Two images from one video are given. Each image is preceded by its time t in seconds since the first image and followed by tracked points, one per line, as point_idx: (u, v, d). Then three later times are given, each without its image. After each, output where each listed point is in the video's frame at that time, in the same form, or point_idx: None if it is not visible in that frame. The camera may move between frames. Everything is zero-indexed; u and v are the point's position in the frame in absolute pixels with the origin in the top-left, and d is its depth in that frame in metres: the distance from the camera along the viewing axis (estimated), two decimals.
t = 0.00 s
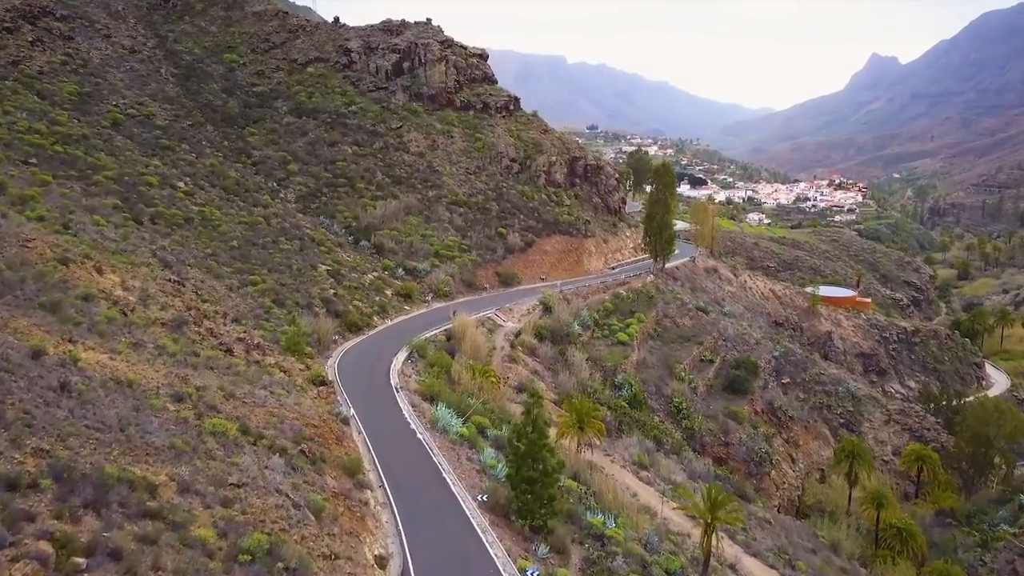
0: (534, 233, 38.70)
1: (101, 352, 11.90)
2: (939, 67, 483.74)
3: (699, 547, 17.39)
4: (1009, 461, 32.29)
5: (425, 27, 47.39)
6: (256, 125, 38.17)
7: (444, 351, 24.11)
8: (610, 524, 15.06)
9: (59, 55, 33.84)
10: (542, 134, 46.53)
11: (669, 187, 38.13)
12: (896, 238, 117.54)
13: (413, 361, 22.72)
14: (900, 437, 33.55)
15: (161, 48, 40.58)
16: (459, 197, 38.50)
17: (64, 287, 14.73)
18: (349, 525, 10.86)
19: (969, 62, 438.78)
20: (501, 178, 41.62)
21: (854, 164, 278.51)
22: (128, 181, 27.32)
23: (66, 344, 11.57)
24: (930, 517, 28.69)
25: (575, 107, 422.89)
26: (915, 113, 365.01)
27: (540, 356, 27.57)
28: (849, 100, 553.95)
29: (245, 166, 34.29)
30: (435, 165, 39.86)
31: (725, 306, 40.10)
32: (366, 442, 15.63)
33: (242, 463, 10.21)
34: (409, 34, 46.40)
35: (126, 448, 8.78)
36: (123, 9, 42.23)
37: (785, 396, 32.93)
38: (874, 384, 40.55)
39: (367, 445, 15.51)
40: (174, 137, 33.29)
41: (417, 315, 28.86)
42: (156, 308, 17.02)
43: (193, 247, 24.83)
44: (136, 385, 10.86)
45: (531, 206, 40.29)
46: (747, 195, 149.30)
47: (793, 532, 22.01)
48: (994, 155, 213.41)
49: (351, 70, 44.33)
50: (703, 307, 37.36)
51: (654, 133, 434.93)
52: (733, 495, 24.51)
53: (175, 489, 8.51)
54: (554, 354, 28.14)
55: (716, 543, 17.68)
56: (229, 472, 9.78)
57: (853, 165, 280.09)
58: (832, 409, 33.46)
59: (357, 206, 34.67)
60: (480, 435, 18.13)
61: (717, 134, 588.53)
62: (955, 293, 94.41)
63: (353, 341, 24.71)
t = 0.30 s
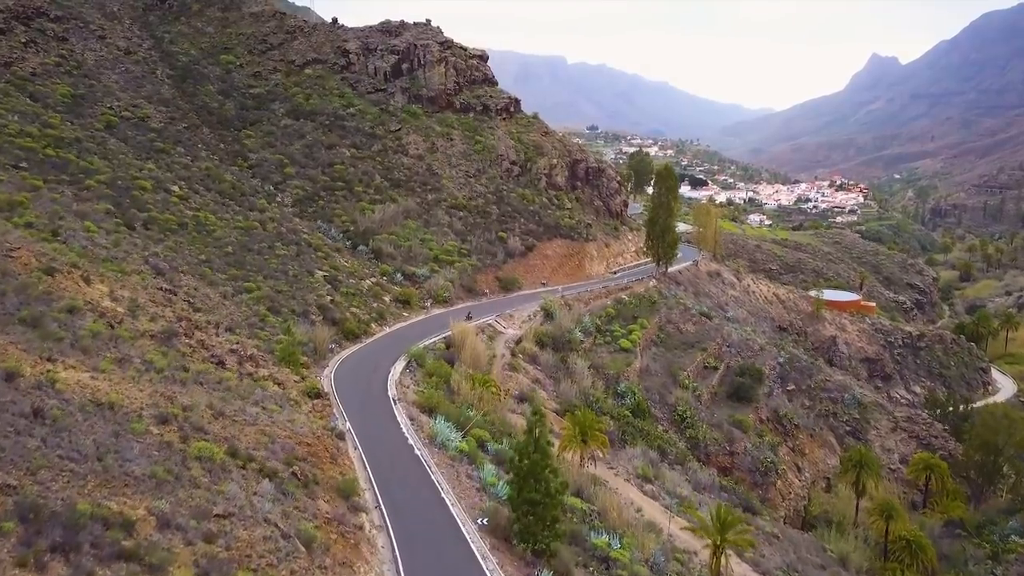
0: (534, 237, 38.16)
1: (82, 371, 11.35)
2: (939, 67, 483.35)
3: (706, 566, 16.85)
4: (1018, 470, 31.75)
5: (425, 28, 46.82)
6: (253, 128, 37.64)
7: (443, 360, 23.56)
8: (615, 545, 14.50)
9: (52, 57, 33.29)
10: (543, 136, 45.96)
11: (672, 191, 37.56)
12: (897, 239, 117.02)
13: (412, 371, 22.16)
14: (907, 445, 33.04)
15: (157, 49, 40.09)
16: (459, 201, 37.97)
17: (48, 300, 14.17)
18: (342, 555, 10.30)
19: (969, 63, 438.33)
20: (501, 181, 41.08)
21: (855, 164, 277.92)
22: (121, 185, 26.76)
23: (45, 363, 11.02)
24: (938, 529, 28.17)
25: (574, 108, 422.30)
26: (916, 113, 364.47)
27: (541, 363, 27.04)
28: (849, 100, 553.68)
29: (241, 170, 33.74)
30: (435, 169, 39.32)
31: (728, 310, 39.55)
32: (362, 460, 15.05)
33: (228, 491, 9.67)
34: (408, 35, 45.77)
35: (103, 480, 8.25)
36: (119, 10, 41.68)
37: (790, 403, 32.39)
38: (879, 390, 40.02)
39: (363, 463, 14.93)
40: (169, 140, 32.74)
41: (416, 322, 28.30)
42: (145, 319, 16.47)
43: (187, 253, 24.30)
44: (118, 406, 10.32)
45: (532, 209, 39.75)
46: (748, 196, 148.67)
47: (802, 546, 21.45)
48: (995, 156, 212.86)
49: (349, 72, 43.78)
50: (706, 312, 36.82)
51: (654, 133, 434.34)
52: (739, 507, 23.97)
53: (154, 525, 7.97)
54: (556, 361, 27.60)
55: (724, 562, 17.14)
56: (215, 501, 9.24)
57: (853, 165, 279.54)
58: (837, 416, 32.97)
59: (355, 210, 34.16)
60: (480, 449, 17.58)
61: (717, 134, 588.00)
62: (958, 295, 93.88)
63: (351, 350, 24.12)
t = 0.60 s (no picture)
0: (535, 241, 37.61)
1: (62, 394, 10.81)
2: (940, 66, 482.77)
3: None
4: None
5: (424, 29, 46.25)
6: (250, 131, 37.09)
7: (442, 369, 23.00)
8: (620, 568, 13.91)
9: (46, 59, 32.73)
10: (544, 138, 45.37)
11: (674, 195, 37.00)
12: (899, 240, 116.46)
13: (410, 381, 21.60)
14: (913, 454, 32.52)
15: (153, 50, 39.55)
16: (459, 205, 37.43)
17: (30, 314, 13.62)
18: None
19: (970, 63, 437.81)
20: (501, 185, 40.54)
21: (856, 165, 277.32)
22: (114, 190, 26.20)
23: (22, 385, 10.47)
24: (947, 540, 27.64)
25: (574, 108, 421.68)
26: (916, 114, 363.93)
27: (542, 372, 26.49)
28: (849, 100, 553.17)
29: (237, 173, 33.21)
30: (434, 172, 38.77)
31: (732, 316, 39.00)
32: (358, 478, 14.46)
33: (213, 523, 9.12)
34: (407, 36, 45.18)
35: (76, 518, 7.71)
36: (114, 11, 41.11)
37: (795, 411, 31.84)
38: (885, 396, 39.47)
39: (359, 482, 14.35)
40: (164, 143, 32.17)
41: (414, 329, 27.73)
42: (134, 331, 15.90)
43: (181, 260, 23.76)
44: (97, 432, 9.79)
45: (533, 213, 39.21)
46: (748, 197, 148.09)
47: (810, 562, 20.93)
48: (997, 156, 212.28)
49: (348, 73, 43.22)
50: (710, 318, 36.26)
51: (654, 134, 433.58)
52: (745, 519, 23.43)
53: (131, 566, 7.44)
54: (557, 369, 27.03)
55: None
56: (198, 536, 8.70)
57: (854, 166, 278.98)
58: (842, 424, 32.42)
59: (353, 214, 33.61)
60: (480, 465, 17.02)
61: (717, 134, 587.43)
62: (960, 297, 93.35)
63: (348, 359, 23.55)
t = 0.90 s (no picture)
0: (536, 246, 37.07)
1: (39, 420, 10.32)
2: (940, 67, 482.01)
3: None
4: None
5: (423, 31, 45.72)
6: (246, 134, 36.56)
7: (441, 380, 22.44)
8: None
9: (39, 61, 32.20)
10: (545, 141, 44.81)
11: (677, 200, 36.44)
12: (901, 242, 115.91)
13: (407, 393, 21.03)
14: (920, 463, 31.98)
15: (148, 52, 39.03)
16: (458, 209, 36.90)
17: (12, 330, 13.11)
18: None
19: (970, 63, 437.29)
20: (501, 189, 40.01)
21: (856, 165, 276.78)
22: (106, 196, 25.66)
23: None
24: (956, 552, 27.12)
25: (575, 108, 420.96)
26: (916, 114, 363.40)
27: (544, 381, 25.95)
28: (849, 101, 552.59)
29: (233, 178, 32.70)
30: (433, 176, 38.24)
31: (736, 321, 38.47)
32: (353, 499, 13.92)
33: (196, 560, 8.63)
34: (406, 38, 44.63)
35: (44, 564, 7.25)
36: (109, 13, 40.58)
37: (800, 420, 31.30)
38: (890, 402, 38.93)
39: (354, 503, 13.83)
40: (158, 147, 31.64)
41: (413, 337, 27.18)
42: (122, 346, 15.37)
43: (174, 267, 23.24)
44: (74, 462, 9.32)
45: (533, 217, 38.69)
46: (749, 198, 147.60)
47: None
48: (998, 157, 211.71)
49: (346, 76, 42.67)
50: (713, 324, 35.71)
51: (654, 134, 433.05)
52: (751, 533, 22.90)
53: None
54: (559, 378, 26.48)
55: None
56: None
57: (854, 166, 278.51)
58: (848, 433, 31.88)
59: (351, 219, 33.09)
60: (480, 482, 16.47)
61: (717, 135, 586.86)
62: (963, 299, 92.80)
63: (344, 369, 22.98)
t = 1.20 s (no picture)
0: (536, 250, 36.52)
1: (15, 448, 9.82)
2: (940, 67, 481.40)
3: None
4: None
5: (422, 32, 45.14)
6: (242, 137, 35.99)
7: (441, 391, 21.87)
8: None
9: (32, 63, 31.64)
10: (545, 144, 44.23)
11: (680, 204, 35.88)
12: (903, 243, 115.30)
13: (406, 405, 20.47)
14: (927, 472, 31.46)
15: (143, 54, 38.50)
16: (458, 213, 36.36)
17: None
18: None
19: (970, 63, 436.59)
20: (501, 192, 39.45)
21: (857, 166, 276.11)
22: (98, 201, 25.09)
23: None
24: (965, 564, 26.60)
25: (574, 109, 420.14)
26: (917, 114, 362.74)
27: (545, 390, 25.41)
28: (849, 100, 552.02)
29: (229, 182, 32.15)
30: (432, 179, 37.68)
31: (739, 327, 37.92)
32: (348, 522, 13.36)
33: None
34: (405, 39, 44.05)
35: None
36: (104, 14, 40.01)
37: (806, 428, 30.75)
38: (896, 409, 38.36)
39: (350, 526, 13.27)
40: (153, 151, 31.07)
41: (412, 346, 26.62)
42: (109, 361, 14.82)
43: (167, 275, 22.71)
44: (50, 497, 8.85)
45: (534, 221, 38.15)
46: (750, 199, 147.06)
47: None
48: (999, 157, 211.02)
49: (344, 77, 42.11)
50: (717, 330, 35.16)
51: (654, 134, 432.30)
52: (757, 547, 22.37)
53: None
54: (560, 387, 25.91)
55: None
56: None
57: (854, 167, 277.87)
58: (854, 442, 31.34)
59: (348, 224, 32.54)
60: (480, 501, 15.91)
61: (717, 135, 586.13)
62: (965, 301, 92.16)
63: (341, 380, 22.39)
